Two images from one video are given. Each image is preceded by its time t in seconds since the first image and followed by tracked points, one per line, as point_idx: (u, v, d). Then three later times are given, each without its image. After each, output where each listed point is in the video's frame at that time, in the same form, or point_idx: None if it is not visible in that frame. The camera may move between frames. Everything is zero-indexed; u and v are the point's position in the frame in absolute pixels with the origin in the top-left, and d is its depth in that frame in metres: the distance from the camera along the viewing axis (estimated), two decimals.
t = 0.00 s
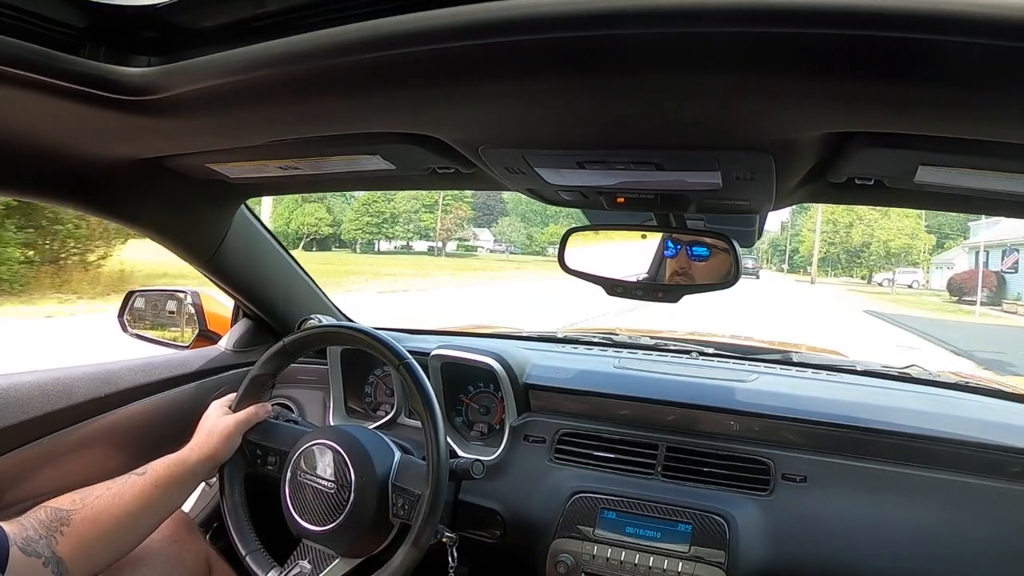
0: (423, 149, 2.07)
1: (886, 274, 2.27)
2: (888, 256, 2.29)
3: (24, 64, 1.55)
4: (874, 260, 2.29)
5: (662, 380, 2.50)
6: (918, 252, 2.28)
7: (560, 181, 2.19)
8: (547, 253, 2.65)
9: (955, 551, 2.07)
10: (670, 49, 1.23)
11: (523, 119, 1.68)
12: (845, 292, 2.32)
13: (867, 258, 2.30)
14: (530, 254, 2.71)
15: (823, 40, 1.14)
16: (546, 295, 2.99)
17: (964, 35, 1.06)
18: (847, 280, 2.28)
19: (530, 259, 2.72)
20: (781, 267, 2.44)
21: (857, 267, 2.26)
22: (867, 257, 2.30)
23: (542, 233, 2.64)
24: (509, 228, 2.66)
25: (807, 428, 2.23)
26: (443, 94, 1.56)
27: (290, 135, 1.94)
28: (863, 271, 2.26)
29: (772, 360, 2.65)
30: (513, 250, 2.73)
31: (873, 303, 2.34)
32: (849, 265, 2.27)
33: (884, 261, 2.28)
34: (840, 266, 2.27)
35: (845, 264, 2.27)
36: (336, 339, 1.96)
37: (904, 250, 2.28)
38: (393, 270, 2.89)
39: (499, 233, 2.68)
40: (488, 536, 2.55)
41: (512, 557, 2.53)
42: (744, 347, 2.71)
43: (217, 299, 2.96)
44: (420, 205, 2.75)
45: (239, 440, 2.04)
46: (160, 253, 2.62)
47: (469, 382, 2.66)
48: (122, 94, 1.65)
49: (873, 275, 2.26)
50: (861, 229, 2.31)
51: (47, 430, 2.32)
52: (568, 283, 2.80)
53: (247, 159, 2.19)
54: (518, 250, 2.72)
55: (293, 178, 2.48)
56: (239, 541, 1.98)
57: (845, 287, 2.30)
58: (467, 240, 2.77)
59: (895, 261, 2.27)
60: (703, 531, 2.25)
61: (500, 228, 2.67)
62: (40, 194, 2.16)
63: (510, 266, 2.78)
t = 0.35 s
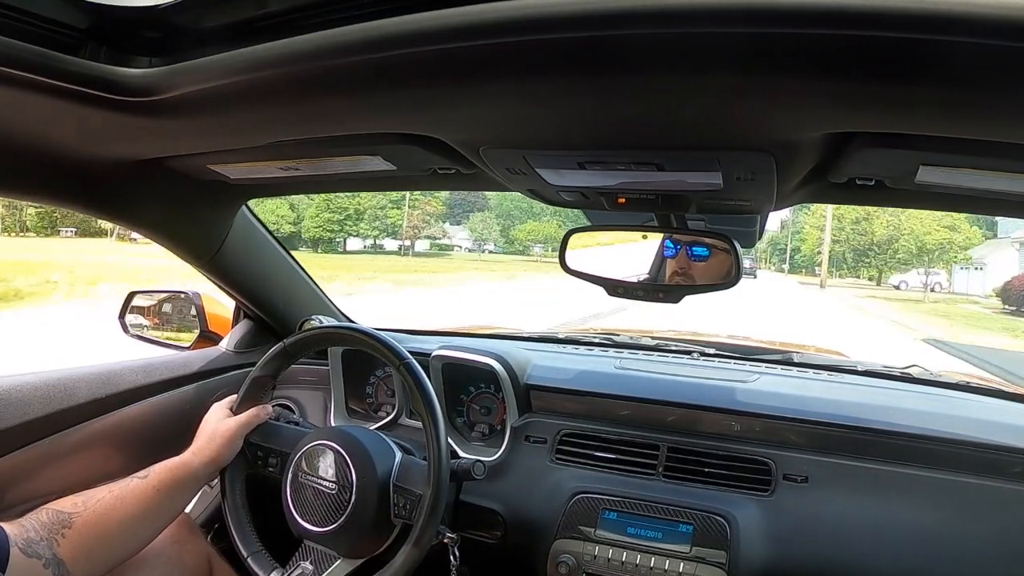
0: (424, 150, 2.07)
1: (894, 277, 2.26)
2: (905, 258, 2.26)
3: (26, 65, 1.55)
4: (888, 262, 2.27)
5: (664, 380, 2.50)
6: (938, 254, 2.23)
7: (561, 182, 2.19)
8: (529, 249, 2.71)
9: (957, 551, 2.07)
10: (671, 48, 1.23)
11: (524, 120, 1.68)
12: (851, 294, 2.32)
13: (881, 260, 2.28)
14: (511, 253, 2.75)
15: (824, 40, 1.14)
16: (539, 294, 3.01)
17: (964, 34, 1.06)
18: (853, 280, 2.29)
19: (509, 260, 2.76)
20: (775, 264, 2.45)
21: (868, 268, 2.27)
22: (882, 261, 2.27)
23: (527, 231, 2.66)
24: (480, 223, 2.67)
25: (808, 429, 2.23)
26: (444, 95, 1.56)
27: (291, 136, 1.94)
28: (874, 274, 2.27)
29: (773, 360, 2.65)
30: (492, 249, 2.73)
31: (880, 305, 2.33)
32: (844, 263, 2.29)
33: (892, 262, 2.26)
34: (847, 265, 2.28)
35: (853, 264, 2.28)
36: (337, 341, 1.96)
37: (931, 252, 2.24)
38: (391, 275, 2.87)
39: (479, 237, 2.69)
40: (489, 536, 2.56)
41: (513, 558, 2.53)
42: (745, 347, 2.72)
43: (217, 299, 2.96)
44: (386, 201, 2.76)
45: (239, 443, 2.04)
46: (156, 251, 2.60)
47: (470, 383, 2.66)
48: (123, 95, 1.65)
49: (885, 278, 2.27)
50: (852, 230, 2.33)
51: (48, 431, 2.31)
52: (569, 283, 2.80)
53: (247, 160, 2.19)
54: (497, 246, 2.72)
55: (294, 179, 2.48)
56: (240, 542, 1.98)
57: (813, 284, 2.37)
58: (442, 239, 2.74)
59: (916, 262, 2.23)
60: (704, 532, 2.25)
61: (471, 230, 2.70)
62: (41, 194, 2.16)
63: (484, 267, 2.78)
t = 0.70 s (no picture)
0: (422, 148, 2.07)
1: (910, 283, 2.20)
2: (920, 256, 2.19)
3: (23, 65, 1.55)
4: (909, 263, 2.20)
5: (663, 377, 2.50)
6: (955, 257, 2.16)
7: (559, 180, 2.19)
8: (511, 249, 2.70)
9: (955, 547, 2.07)
10: (669, 46, 1.23)
11: (522, 118, 1.68)
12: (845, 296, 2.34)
13: (892, 261, 2.21)
14: (494, 254, 2.73)
15: (821, 37, 1.14)
16: (536, 293, 2.92)
17: (961, 31, 1.06)
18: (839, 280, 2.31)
19: (492, 261, 2.75)
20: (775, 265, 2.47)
21: (876, 268, 2.22)
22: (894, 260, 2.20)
23: (513, 231, 2.66)
24: (447, 219, 2.72)
25: (807, 426, 2.23)
26: (442, 93, 1.56)
27: (288, 135, 1.94)
28: (880, 274, 2.22)
29: (772, 357, 2.66)
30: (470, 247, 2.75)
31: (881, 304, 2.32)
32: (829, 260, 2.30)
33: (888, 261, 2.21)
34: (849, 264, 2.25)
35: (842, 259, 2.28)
36: (335, 339, 1.96)
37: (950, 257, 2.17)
38: (369, 277, 2.91)
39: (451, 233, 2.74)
40: (489, 535, 2.56)
41: (512, 556, 2.54)
42: (744, 345, 2.72)
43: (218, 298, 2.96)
44: (346, 196, 2.77)
45: (237, 443, 2.03)
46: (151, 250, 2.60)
47: (469, 381, 2.66)
48: (120, 94, 1.64)
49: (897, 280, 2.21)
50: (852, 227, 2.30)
51: (47, 430, 2.31)
52: (567, 281, 2.81)
53: (245, 158, 2.19)
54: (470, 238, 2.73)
55: (292, 177, 2.48)
56: (240, 542, 1.98)
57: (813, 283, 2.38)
58: (410, 238, 2.77)
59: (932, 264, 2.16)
60: (703, 529, 2.25)
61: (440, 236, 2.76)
62: (40, 195, 2.16)
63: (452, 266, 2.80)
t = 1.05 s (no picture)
0: (422, 151, 2.07)
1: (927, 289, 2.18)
2: (942, 256, 2.16)
3: (24, 66, 1.55)
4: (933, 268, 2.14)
5: (663, 381, 2.50)
6: (974, 258, 2.14)
7: (559, 183, 2.19)
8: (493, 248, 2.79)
9: (955, 551, 2.07)
10: (669, 49, 1.23)
11: (523, 121, 1.68)
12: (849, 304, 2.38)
13: (909, 262, 2.18)
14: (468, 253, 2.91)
15: (821, 41, 1.14)
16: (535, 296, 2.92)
17: (962, 35, 1.06)
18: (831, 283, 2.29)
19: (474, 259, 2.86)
20: (775, 264, 2.45)
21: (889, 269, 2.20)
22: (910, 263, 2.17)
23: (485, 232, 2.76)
24: (405, 214, 2.80)
25: (806, 430, 2.23)
26: (443, 95, 1.56)
27: (289, 137, 1.94)
28: (892, 275, 2.20)
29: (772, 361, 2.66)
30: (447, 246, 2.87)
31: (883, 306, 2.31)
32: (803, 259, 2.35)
33: (903, 262, 2.19)
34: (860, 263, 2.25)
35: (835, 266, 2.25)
36: (336, 341, 1.95)
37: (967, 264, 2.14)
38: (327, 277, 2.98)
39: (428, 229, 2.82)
40: (488, 538, 2.56)
41: (511, 559, 2.53)
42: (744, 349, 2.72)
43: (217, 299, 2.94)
44: (296, 196, 2.77)
45: (237, 443, 2.03)
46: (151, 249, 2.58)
47: (469, 383, 2.65)
48: (122, 96, 1.65)
49: (912, 284, 2.18)
50: (845, 230, 2.33)
51: (47, 430, 2.32)
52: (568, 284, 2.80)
53: (246, 160, 2.19)
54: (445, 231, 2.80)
55: (293, 180, 2.48)
56: (238, 544, 1.98)
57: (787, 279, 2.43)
58: (374, 237, 2.86)
59: (951, 266, 2.13)
60: (703, 532, 2.25)
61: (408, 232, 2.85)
62: (42, 196, 2.17)
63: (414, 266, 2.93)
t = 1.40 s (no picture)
0: (422, 150, 2.07)
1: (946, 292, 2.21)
2: (968, 257, 2.18)
3: (25, 66, 1.54)
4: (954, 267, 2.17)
5: (663, 379, 2.50)
6: (1005, 263, 2.14)
7: (560, 182, 2.19)
8: (470, 247, 2.74)
9: (954, 550, 2.07)
10: (673, 48, 1.23)
11: (524, 120, 1.68)
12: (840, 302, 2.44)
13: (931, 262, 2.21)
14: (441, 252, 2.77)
15: (824, 40, 1.14)
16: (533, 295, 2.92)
17: (965, 34, 1.06)
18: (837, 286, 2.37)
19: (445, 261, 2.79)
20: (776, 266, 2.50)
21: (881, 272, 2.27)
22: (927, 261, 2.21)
23: (462, 231, 2.71)
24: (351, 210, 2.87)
25: (806, 429, 2.24)
26: (445, 95, 1.56)
27: (290, 136, 1.93)
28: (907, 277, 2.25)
29: (772, 360, 2.66)
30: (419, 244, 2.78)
31: (887, 309, 2.36)
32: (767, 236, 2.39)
33: (917, 258, 2.24)
34: (872, 264, 2.28)
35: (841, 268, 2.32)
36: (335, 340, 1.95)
37: (989, 267, 2.15)
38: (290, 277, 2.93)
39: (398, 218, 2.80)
40: (488, 536, 2.55)
41: (512, 558, 2.53)
42: (743, 348, 2.73)
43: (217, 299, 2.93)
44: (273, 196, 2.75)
45: (236, 445, 2.02)
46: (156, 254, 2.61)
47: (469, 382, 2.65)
48: (123, 96, 1.64)
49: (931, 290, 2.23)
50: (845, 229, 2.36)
51: (47, 430, 2.30)
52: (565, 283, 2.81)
53: (246, 160, 2.18)
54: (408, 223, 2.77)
55: (292, 179, 2.47)
56: (240, 546, 1.97)
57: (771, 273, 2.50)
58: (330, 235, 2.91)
59: (973, 266, 2.15)
60: (703, 531, 2.25)
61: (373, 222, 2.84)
62: (43, 196, 2.16)
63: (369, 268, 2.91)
